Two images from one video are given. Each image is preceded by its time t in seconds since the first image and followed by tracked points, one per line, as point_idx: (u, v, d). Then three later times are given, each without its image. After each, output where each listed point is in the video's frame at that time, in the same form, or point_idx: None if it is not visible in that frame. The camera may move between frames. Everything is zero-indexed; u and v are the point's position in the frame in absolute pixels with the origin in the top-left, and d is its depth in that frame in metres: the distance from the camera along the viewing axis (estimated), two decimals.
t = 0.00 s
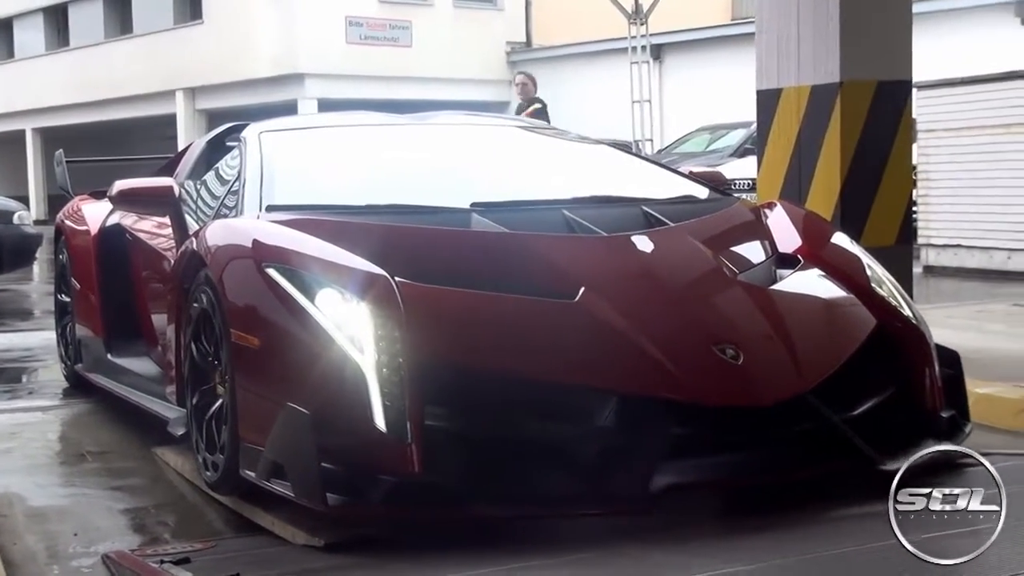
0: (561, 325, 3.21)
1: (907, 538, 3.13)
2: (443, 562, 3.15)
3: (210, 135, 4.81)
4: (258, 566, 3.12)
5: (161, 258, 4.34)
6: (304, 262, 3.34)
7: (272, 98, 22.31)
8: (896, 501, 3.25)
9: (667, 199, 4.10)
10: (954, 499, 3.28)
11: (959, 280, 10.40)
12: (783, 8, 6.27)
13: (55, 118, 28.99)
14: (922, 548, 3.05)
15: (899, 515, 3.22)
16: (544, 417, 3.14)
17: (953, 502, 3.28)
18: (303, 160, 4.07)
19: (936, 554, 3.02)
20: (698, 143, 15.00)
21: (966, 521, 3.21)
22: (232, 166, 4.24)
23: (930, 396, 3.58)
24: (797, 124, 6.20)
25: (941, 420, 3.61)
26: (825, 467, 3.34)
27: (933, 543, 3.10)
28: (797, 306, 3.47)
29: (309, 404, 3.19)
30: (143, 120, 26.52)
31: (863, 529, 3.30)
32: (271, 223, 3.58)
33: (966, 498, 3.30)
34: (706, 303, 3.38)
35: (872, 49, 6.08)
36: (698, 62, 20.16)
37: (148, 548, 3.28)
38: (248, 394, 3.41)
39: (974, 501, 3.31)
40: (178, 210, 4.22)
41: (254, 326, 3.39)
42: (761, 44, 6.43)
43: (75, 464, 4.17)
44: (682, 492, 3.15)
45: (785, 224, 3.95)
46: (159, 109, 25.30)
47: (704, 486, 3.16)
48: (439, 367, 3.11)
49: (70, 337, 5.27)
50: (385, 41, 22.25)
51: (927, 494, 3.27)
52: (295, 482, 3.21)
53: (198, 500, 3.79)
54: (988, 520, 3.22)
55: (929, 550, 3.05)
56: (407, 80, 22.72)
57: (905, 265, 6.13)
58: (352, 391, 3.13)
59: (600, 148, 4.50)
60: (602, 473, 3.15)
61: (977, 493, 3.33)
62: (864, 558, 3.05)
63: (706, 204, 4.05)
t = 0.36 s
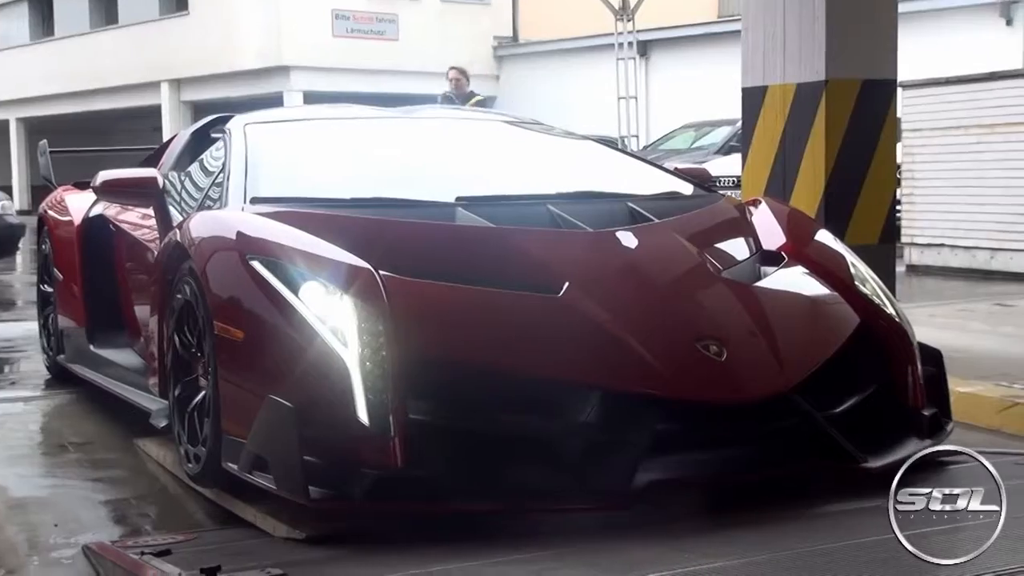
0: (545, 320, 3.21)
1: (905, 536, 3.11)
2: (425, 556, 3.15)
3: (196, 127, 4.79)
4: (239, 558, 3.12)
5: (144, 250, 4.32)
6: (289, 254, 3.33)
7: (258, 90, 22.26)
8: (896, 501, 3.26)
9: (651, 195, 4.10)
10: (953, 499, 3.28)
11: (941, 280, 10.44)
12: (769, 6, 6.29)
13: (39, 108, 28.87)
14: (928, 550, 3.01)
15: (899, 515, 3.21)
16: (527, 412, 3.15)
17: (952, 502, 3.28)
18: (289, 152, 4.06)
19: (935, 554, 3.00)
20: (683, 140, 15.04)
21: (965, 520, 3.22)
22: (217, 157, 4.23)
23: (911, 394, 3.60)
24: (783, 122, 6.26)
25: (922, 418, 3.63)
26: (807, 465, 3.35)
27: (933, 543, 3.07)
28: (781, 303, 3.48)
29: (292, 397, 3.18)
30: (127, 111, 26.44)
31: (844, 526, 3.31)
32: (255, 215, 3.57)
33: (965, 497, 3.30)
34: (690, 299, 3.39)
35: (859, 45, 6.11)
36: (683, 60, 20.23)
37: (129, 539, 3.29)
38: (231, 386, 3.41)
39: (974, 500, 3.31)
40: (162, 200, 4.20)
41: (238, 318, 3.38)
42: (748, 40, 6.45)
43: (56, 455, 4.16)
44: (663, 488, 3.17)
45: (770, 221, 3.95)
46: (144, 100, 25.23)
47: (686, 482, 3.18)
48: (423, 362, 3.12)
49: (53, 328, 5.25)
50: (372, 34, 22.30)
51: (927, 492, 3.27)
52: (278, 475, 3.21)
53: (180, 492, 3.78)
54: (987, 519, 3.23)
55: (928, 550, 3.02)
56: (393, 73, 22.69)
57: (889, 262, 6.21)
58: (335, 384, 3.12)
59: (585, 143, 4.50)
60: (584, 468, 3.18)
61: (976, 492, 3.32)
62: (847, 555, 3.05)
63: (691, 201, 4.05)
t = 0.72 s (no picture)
0: (536, 315, 3.21)
1: (906, 537, 3.12)
2: (414, 552, 3.16)
3: (186, 120, 4.77)
4: (228, 553, 3.13)
5: (135, 243, 4.31)
6: (279, 249, 3.33)
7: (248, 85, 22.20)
8: (896, 502, 3.31)
9: (642, 192, 4.10)
10: (955, 499, 3.30)
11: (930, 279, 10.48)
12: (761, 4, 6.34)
13: (28, 99, 28.74)
14: (924, 547, 3.03)
15: (899, 515, 3.25)
16: (517, 408, 3.15)
17: (954, 501, 3.30)
18: (279, 146, 4.05)
19: (936, 554, 3.00)
20: (673, 137, 15.04)
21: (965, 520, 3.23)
22: (208, 151, 4.22)
23: (900, 392, 3.61)
24: (775, 119, 6.28)
25: (911, 416, 3.64)
26: (797, 462, 3.36)
27: (935, 543, 3.08)
28: (771, 300, 3.49)
29: (282, 392, 3.18)
30: (117, 103, 26.35)
31: (832, 523, 3.33)
32: (246, 209, 3.57)
33: (967, 498, 3.32)
34: (680, 295, 3.40)
35: (848, 39, 6.13)
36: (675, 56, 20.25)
37: (118, 533, 3.30)
38: (221, 381, 3.40)
39: (975, 501, 3.32)
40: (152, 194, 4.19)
41: (228, 313, 3.38)
42: (740, 38, 6.52)
43: (45, 448, 4.15)
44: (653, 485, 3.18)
45: (760, 218, 3.96)
46: (135, 93, 25.15)
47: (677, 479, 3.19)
48: (413, 357, 3.12)
49: (41, 321, 5.24)
50: (361, 29, 22.15)
51: (928, 493, 3.31)
52: (267, 469, 3.21)
53: (169, 486, 3.78)
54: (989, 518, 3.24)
55: (929, 551, 3.03)
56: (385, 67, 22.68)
57: (878, 260, 6.21)
58: (326, 378, 3.12)
59: (576, 140, 4.50)
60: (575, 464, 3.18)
61: (979, 493, 3.33)
62: (837, 552, 3.06)
63: (681, 198, 4.06)
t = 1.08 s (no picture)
0: (536, 312, 3.28)
1: (907, 537, 3.15)
2: (414, 543, 3.23)
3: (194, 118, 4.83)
4: (232, 542, 3.21)
5: (142, 238, 4.37)
6: (285, 245, 3.39)
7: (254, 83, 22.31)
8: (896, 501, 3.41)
9: (641, 190, 4.16)
10: (955, 501, 3.39)
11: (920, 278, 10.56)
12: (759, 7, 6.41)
13: (35, 96, 28.87)
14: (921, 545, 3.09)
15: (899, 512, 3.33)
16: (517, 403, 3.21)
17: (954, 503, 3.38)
18: (284, 144, 4.11)
19: (936, 555, 3.02)
20: (670, 137, 15.10)
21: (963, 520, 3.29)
22: (215, 148, 4.28)
23: (893, 389, 3.68)
24: (771, 121, 6.35)
25: (904, 413, 3.71)
26: (792, 457, 3.42)
27: (935, 543, 3.11)
28: (767, 297, 3.55)
29: (287, 385, 3.25)
30: (124, 99, 26.47)
31: (824, 516, 3.39)
32: (252, 205, 3.63)
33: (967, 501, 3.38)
34: (678, 292, 3.46)
35: (846, 39, 6.20)
36: (674, 56, 20.38)
37: (125, 522, 3.38)
38: (227, 374, 3.47)
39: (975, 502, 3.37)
40: (159, 189, 4.25)
41: (234, 307, 3.44)
42: (738, 41, 6.60)
43: (54, 438, 4.23)
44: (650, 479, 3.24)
45: (756, 218, 4.02)
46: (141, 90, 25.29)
47: (674, 473, 3.26)
48: (414, 351, 3.18)
49: (51, 314, 5.30)
50: (364, 29, 22.17)
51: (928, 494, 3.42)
52: (272, 461, 3.28)
53: (175, 475, 3.85)
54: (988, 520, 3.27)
55: (930, 551, 3.05)
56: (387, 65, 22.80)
57: (871, 261, 6.26)
58: (330, 372, 3.19)
59: (577, 139, 4.56)
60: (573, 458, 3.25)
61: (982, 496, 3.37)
62: (827, 545, 3.13)
63: (679, 197, 4.11)
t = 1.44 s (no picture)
0: (535, 310, 3.51)
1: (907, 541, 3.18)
2: (417, 525, 3.47)
3: (216, 127, 5.07)
4: (249, 523, 3.45)
5: (166, 240, 4.62)
6: (300, 247, 3.63)
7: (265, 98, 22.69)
8: (896, 500, 3.37)
9: (636, 196, 4.40)
10: (956, 498, 3.33)
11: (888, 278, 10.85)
12: (741, 25, 6.66)
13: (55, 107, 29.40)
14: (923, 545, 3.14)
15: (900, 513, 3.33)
16: (518, 395, 3.44)
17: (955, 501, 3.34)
18: (299, 153, 4.36)
19: (936, 554, 3.08)
20: (658, 147, 15.35)
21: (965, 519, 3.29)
22: (234, 156, 4.53)
23: (867, 381, 3.92)
24: (752, 129, 6.60)
25: (877, 405, 3.97)
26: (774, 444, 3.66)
27: (936, 546, 3.14)
28: (750, 296, 3.79)
29: (303, 378, 3.48)
30: (140, 109, 26.97)
31: (802, 500, 3.63)
32: (269, 209, 3.88)
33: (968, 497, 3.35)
34: (667, 291, 3.69)
35: (825, 47, 6.44)
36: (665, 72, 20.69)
37: (149, 504, 3.63)
38: (246, 367, 3.71)
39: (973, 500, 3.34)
40: (183, 195, 4.50)
41: (252, 304, 3.69)
42: (721, 59, 6.84)
43: (83, 426, 4.48)
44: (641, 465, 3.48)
45: (740, 222, 4.26)
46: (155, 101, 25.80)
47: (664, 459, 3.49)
48: (421, 346, 3.40)
49: (81, 310, 5.56)
50: (374, 46, 22.52)
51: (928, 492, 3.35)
52: (289, 448, 3.51)
53: (196, 462, 4.10)
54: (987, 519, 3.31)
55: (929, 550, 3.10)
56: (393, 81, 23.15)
57: (846, 263, 6.50)
58: (343, 366, 3.42)
59: (576, 148, 4.80)
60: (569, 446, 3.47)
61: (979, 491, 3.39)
62: (800, 527, 3.37)
63: (669, 203, 4.35)
